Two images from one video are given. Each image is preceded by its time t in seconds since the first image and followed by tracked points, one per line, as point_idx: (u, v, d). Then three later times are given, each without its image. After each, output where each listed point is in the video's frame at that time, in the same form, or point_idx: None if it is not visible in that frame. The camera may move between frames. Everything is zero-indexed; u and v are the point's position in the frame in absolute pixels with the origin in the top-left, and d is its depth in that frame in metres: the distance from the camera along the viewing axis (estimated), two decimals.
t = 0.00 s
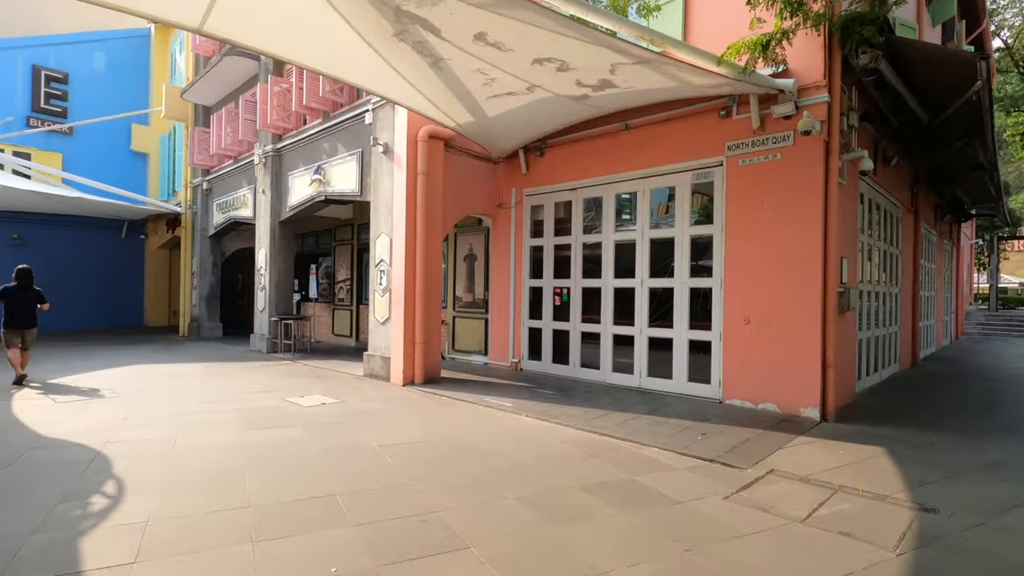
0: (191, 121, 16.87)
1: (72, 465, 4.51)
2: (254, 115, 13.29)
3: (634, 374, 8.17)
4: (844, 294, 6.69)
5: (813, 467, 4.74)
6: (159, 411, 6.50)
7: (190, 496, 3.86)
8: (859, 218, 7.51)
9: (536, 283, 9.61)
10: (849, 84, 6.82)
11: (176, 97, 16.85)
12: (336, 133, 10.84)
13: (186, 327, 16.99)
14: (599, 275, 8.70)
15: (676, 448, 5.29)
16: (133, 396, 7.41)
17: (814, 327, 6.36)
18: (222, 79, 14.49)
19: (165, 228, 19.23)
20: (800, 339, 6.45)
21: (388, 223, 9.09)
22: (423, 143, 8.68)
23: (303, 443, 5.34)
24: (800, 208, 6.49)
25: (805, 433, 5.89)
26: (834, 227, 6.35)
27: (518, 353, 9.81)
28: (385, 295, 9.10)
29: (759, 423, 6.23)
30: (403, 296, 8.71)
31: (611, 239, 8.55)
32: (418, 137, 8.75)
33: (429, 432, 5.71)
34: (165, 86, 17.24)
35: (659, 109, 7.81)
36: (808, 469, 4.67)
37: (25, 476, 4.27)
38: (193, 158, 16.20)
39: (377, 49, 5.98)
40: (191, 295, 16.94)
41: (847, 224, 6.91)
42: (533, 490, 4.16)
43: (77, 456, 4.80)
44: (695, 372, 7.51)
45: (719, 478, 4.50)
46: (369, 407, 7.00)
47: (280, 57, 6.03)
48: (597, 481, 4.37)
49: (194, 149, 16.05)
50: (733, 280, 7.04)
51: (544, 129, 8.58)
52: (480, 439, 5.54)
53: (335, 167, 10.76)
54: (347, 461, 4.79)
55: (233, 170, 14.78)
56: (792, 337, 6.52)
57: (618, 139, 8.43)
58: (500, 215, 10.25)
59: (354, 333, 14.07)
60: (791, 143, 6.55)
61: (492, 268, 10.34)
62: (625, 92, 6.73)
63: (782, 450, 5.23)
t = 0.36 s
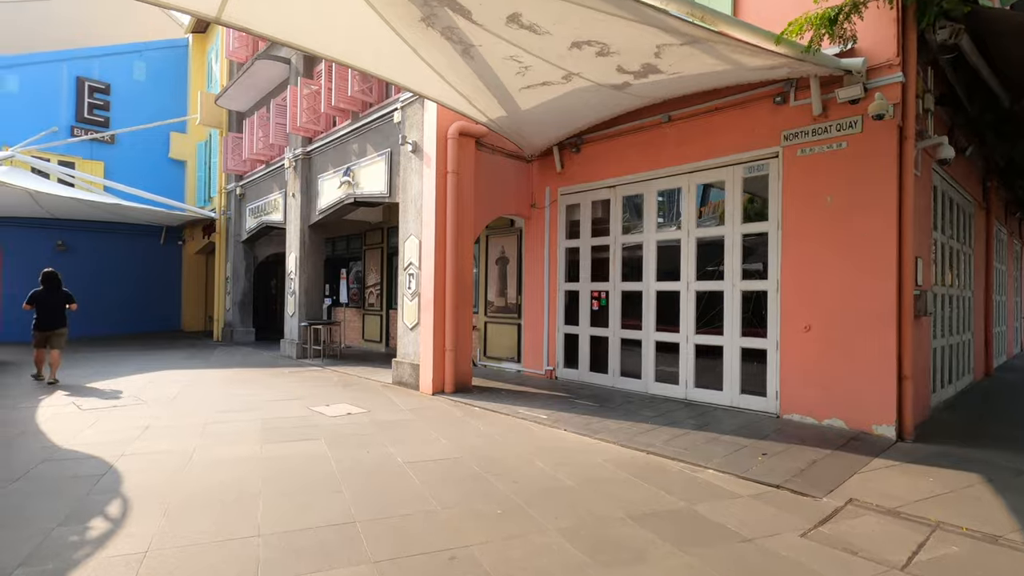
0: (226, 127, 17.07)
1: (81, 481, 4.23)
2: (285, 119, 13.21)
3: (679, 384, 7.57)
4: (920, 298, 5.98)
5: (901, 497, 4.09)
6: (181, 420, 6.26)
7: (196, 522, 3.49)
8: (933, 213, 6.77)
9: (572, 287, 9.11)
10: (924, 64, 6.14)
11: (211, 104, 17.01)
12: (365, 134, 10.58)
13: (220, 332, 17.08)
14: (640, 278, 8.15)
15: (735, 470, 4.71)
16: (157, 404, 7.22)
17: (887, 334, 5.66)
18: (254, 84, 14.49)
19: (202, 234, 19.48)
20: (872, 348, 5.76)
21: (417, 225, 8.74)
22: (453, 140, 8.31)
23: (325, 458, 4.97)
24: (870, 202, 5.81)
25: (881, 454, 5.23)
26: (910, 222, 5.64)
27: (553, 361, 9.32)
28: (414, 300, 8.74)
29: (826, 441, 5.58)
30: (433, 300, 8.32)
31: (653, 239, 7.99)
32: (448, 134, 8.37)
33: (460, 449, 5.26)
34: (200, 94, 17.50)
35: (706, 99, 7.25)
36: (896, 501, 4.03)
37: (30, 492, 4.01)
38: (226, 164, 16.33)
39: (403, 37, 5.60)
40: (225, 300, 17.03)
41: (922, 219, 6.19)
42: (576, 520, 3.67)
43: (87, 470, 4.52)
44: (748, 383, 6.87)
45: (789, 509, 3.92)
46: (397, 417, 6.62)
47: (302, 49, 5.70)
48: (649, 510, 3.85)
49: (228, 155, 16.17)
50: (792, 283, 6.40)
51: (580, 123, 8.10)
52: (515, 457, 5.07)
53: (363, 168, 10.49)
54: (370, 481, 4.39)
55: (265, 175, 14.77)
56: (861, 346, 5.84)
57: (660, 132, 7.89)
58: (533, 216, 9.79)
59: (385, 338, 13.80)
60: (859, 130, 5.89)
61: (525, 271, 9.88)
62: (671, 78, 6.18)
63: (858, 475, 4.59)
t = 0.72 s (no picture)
0: (257, 134, 17.19)
1: (87, 506, 3.92)
2: (314, 124, 13.08)
3: (729, 401, 6.95)
4: (1012, 306, 5.27)
5: (1015, 545, 3.45)
6: (200, 434, 5.98)
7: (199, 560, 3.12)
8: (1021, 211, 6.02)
9: (609, 295, 8.58)
10: (1012, 43, 5.46)
11: (243, 112, 17.09)
12: (393, 137, 10.30)
13: (251, 339, 17.06)
14: (684, 285, 7.58)
15: (806, 505, 4.12)
16: (179, 416, 6.98)
17: (976, 347, 4.99)
18: (284, 91, 14.45)
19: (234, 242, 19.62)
20: (957, 363, 5.08)
21: (446, 230, 8.36)
22: (483, 141, 7.92)
23: (347, 483, 4.57)
24: (953, 198, 5.15)
25: (975, 485, 4.56)
26: (1003, 220, 4.96)
27: (588, 372, 8.81)
28: (443, 308, 8.35)
29: (905, 468, 4.93)
30: (462, 308, 7.91)
31: (698, 243, 7.42)
32: (479, 134, 7.98)
33: (491, 474, 4.79)
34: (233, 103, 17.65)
35: (758, 90, 6.68)
36: (1007, 550, 3.40)
37: (30, 519, 3.72)
38: (257, 171, 16.35)
39: (431, 27, 5.21)
40: (255, 308, 17.02)
41: (1013, 217, 5.48)
42: (627, 566, 3.17)
43: (93, 492, 4.22)
44: (809, 401, 6.22)
45: (879, 557, 3.33)
46: (425, 434, 6.20)
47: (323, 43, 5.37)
48: (712, 556, 3.31)
49: (259, 162, 16.20)
50: (859, 289, 5.76)
51: (618, 120, 7.61)
52: (552, 484, 4.58)
53: (391, 172, 10.20)
54: (394, 513, 3.95)
55: (294, 182, 14.68)
56: (944, 361, 5.16)
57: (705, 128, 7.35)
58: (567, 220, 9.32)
59: (414, 346, 13.47)
60: (938, 119, 5.25)
61: (559, 278, 9.40)
62: (721, 66, 5.65)
63: (954, 513, 3.95)
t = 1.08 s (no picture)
0: (291, 141, 17.24)
1: (92, 540, 3.59)
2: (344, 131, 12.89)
3: (791, 423, 6.27)
4: None
5: None
6: (222, 453, 5.67)
7: None
8: None
9: (653, 305, 8.00)
10: None
11: (276, 121, 17.13)
12: (424, 141, 9.96)
13: (282, 347, 17.00)
14: (738, 295, 6.94)
15: (905, 557, 3.49)
16: (202, 431, 6.71)
17: None
18: (316, 98, 14.37)
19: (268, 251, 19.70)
20: None
21: (479, 237, 7.93)
22: (519, 141, 7.47)
23: (372, 515, 4.15)
24: None
25: None
26: None
27: (631, 388, 8.22)
28: (476, 319, 7.91)
29: (1015, 510, 4.22)
30: (496, 319, 7.45)
31: (754, 248, 6.79)
32: (514, 135, 7.54)
33: (531, 508, 4.29)
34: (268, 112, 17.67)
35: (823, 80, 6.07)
36: None
37: (29, 554, 3.40)
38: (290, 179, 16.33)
39: (464, 16, 4.79)
40: (287, 316, 16.96)
41: None
42: None
43: (101, 522, 3.90)
44: (887, 425, 5.52)
45: None
46: (458, 457, 5.74)
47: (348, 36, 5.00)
48: None
49: (291, 170, 16.18)
50: (948, 299, 5.06)
51: (664, 117, 7.06)
52: (601, 522, 4.04)
53: (423, 177, 9.86)
54: (424, 555, 3.49)
55: (326, 189, 14.56)
56: None
57: (761, 123, 6.74)
58: (606, 225, 8.79)
59: (445, 357, 13.08)
60: None
61: (598, 287, 8.86)
62: (786, 50, 5.06)
63: None
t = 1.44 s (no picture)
0: (324, 146, 17.29)
1: (99, 572, 3.26)
2: (376, 134, 12.67)
3: (867, 446, 5.61)
4: None
5: None
6: (247, 469, 5.35)
7: None
8: None
9: (703, 313, 7.42)
10: None
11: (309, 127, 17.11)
12: (457, 142, 9.63)
13: (314, 354, 16.89)
14: (801, 302, 6.34)
15: None
16: (230, 443, 6.44)
17: None
18: (349, 102, 14.23)
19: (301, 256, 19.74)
20: None
21: (516, 240, 7.51)
22: (558, 138, 7.03)
23: (404, 547, 3.73)
24: None
25: None
26: None
27: (678, 403, 7.66)
28: (512, 328, 7.47)
29: None
30: (534, 328, 6.99)
31: (818, 251, 6.18)
32: (553, 132, 7.11)
33: (581, 544, 3.81)
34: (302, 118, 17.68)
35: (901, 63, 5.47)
36: None
37: None
38: (322, 184, 16.27)
39: None
40: (319, 322, 16.87)
41: None
42: None
43: (114, 548, 3.59)
44: (984, 451, 4.85)
45: None
46: (496, 479, 5.27)
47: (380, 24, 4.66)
48: None
49: (324, 175, 16.14)
50: None
51: (717, 109, 6.53)
52: (663, 563, 3.54)
53: (456, 180, 9.52)
54: None
55: (357, 194, 14.40)
56: None
57: (827, 114, 6.14)
58: (650, 227, 8.26)
59: (478, 365, 12.68)
60: None
61: (641, 293, 8.33)
62: (866, 27, 4.50)
63: None
